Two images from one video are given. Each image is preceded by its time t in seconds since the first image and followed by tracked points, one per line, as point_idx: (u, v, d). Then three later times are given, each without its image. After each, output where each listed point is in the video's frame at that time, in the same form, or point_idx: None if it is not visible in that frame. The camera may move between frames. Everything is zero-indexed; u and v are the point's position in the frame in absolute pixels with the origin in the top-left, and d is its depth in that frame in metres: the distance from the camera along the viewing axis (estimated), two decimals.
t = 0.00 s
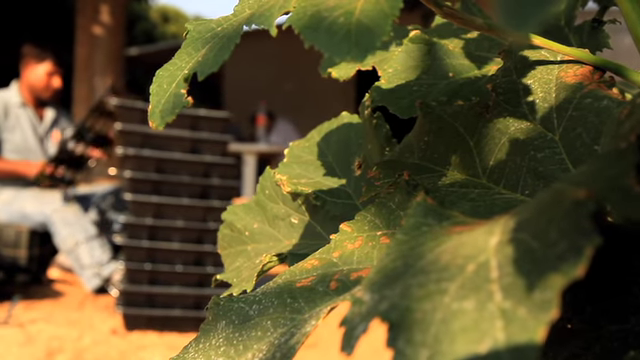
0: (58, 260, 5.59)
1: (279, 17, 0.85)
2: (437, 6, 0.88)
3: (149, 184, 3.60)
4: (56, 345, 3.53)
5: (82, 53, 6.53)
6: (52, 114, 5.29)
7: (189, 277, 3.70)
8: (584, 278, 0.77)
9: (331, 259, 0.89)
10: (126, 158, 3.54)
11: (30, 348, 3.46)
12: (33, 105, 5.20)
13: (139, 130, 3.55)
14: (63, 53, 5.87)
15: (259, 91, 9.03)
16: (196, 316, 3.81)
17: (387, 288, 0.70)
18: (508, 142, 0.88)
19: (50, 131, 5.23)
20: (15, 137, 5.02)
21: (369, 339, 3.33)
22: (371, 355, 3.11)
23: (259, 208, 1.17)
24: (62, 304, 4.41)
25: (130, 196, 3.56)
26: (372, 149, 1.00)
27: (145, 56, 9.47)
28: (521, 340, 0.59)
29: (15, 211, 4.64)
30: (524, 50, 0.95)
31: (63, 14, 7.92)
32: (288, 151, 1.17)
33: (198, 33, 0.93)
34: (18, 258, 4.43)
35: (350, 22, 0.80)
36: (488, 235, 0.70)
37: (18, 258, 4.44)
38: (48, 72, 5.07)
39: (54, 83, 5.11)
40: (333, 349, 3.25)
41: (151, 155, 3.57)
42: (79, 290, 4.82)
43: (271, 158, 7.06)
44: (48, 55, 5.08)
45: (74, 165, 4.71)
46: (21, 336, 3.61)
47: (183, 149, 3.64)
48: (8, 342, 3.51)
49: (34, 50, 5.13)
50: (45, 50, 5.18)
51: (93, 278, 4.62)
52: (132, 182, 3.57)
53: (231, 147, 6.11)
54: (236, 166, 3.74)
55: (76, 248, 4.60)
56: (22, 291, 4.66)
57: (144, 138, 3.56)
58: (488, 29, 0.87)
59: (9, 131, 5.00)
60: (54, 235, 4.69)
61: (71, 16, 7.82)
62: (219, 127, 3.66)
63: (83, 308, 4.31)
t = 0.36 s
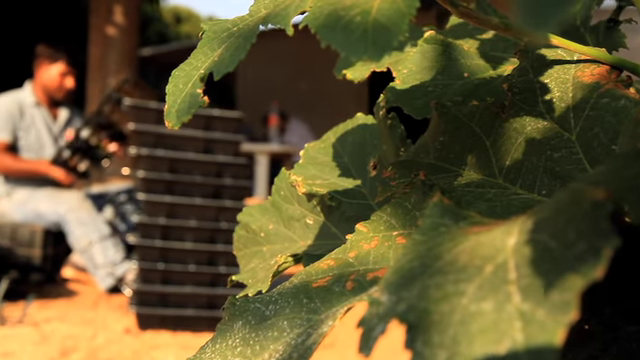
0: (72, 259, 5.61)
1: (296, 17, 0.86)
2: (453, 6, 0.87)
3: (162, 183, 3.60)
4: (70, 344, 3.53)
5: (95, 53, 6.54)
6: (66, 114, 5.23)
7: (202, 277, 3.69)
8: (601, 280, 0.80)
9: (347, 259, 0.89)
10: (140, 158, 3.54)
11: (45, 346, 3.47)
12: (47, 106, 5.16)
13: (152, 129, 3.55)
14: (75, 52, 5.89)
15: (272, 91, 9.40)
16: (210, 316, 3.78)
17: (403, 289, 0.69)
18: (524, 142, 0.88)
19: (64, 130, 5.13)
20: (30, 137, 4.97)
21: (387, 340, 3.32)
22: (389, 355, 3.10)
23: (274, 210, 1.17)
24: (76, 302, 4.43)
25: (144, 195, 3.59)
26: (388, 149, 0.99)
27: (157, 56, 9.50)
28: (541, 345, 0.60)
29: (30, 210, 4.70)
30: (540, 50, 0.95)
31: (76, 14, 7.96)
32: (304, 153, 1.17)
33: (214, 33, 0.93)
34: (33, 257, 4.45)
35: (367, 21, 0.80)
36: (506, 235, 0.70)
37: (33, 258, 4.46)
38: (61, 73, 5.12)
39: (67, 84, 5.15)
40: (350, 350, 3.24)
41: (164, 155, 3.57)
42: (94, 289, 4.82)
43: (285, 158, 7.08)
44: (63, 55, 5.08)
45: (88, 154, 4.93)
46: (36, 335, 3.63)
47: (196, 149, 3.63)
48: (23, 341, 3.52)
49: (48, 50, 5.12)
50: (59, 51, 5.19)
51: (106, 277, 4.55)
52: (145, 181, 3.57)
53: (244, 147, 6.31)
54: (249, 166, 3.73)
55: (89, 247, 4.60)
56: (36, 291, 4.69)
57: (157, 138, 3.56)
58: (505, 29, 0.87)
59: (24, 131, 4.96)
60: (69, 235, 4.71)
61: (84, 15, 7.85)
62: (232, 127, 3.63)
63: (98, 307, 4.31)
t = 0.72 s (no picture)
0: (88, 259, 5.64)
1: (313, 17, 0.85)
2: (470, 5, 0.87)
3: (177, 183, 3.61)
4: (85, 343, 3.55)
5: (110, 54, 6.59)
6: (82, 114, 5.36)
7: (217, 276, 3.73)
8: (622, 280, 0.79)
9: (365, 259, 0.89)
10: (155, 158, 3.55)
11: (61, 345, 3.51)
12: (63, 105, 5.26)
13: (167, 129, 3.56)
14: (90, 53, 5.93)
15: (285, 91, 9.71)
16: (224, 315, 3.83)
17: (424, 288, 0.69)
18: (542, 141, 0.88)
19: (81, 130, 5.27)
20: (47, 137, 5.08)
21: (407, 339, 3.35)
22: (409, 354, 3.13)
23: (289, 208, 1.17)
24: (91, 301, 4.50)
25: (159, 195, 3.59)
26: (404, 149, 0.99)
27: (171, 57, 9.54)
28: (562, 346, 0.59)
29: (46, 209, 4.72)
30: (558, 49, 0.94)
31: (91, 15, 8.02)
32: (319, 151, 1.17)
33: (232, 33, 0.93)
34: (49, 256, 4.50)
35: (385, 22, 0.80)
36: (526, 235, 0.70)
37: (49, 257, 4.52)
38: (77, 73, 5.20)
39: (84, 84, 5.20)
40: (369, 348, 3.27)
41: (179, 155, 3.58)
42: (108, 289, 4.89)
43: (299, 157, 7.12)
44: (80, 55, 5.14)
45: (105, 160, 4.77)
46: (52, 334, 3.70)
47: (210, 149, 3.63)
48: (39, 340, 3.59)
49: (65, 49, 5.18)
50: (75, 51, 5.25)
51: (121, 277, 4.59)
52: (160, 181, 3.58)
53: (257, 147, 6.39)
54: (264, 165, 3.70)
55: (104, 246, 4.59)
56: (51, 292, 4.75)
57: (172, 138, 3.57)
58: (523, 28, 0.86)
59: (41, 131, 5.07)
60: (84, 234, 4.69)
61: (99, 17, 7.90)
62: (246, 127, 3.63)
63: (112, 306, 4.37)
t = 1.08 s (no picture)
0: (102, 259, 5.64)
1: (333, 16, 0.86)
2: (490, 4, 0.87)
3: (192, 183, 3.84)
4: (100, 342, 3.71)
5: (125, 54, 6.61)
6: (97, 115, 5.45)
7: (231, 276, 3.95)
8: None
9: (383, 257, 0.89)
10: (170, 158, 3.77)
11: (78, 344, 3.67)
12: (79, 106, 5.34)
13: (182, 130, 3.78)
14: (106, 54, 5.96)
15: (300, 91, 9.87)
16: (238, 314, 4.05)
17: (444, 286, 0.69)
18: (561, 140, 0.87)
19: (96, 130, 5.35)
20: (62, 137, 5.16)
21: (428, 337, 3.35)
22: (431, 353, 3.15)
23: (305, 205, 1.17)
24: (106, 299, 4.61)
25: (174, 195, 3.81)
26: (421, 147, 0.99)
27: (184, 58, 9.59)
28: (584, 345, 0.59)
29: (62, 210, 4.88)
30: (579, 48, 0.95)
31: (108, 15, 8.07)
32: (334, 148, 1.17)
33: (250, 31, 0.93)
34: (65, 256, 4.66)
35: (405, 20, 0.80)
36: (547, 233, 0.69)
37: (65, 256, 4.67)
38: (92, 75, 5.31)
39: (98, 85, 5.31)
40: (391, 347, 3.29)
41: (194, 155, 3.80)
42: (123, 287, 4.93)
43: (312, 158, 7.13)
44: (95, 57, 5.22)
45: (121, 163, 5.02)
46: (68, 333, 3.85)
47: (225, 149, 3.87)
48: (56, 339, 3.75)
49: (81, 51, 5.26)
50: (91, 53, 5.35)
51: (136, 276, 4.70)
52: (175, 181, 3.81)
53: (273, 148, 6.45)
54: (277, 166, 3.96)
55: (119, 245, 4.75)
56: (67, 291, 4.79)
57: (187, 138, 3.79)
58: (543, 26, 0.87)
59: (57, 131, 5.15)
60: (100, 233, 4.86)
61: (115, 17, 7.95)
62: (260, 127, 3.88)
63: (128, 306, 4.46)
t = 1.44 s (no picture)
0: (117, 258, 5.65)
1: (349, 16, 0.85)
2: (506, 4, 0.87)
3: (206, 183, 3.92)
4: (114, 341, 3.72)
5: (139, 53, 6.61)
6: (112, 115, 5.46)
7: (244, 276, 4.03)
8: None
9: (399, 259, 0.89)
10: (183, 158, 3.87)
11: (92, 343, 3.69)
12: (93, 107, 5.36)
13: (195, 130, 3.86)
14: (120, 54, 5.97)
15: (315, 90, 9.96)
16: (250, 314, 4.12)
17: (463, 288, 0.69)
18: (579, 141, 0.88)
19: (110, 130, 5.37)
20: (75, 137, 5.20)
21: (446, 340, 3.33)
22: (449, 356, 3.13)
23: (322, 206, 1.17)
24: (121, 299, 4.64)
25: (187, 195, 3.91)
26: (436, 147, 0.99)
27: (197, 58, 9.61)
28: (606, 347, 0.57)
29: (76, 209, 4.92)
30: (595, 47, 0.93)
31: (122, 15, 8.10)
32: (351, 150, 1.18)
33: (266, 34, 0.93)
34: (79, 255, 4.76)
35: (422, 21, 0.80)
36: (564, 235, 0.69)
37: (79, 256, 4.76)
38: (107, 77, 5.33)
39: (112, 87, 5.31)
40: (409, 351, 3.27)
41: (207, 155, 3.88)
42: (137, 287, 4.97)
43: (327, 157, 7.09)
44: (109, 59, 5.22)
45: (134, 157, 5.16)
46: (83, 332, 3.87)
47: (239, 149, 3.93)
48: (71, 338, 3.77)
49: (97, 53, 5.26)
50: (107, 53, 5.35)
51: (150, 276, 4.69)
52: (189, 181, 3.91)
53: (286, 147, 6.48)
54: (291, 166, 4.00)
55: (133, 245, 4.78)
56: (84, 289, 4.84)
57: (200, 138, 3.87)
58: (560, 27, 0.86)
59: (69, 132, 5.19)
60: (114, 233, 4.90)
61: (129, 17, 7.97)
62: (274, 127, 3.92)
63: (142, 305, 4.49)
